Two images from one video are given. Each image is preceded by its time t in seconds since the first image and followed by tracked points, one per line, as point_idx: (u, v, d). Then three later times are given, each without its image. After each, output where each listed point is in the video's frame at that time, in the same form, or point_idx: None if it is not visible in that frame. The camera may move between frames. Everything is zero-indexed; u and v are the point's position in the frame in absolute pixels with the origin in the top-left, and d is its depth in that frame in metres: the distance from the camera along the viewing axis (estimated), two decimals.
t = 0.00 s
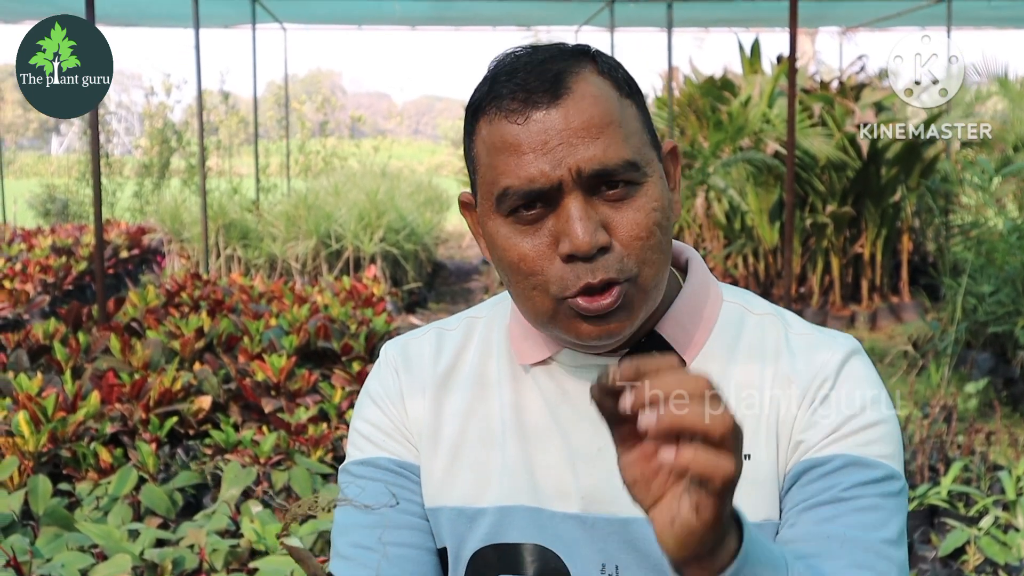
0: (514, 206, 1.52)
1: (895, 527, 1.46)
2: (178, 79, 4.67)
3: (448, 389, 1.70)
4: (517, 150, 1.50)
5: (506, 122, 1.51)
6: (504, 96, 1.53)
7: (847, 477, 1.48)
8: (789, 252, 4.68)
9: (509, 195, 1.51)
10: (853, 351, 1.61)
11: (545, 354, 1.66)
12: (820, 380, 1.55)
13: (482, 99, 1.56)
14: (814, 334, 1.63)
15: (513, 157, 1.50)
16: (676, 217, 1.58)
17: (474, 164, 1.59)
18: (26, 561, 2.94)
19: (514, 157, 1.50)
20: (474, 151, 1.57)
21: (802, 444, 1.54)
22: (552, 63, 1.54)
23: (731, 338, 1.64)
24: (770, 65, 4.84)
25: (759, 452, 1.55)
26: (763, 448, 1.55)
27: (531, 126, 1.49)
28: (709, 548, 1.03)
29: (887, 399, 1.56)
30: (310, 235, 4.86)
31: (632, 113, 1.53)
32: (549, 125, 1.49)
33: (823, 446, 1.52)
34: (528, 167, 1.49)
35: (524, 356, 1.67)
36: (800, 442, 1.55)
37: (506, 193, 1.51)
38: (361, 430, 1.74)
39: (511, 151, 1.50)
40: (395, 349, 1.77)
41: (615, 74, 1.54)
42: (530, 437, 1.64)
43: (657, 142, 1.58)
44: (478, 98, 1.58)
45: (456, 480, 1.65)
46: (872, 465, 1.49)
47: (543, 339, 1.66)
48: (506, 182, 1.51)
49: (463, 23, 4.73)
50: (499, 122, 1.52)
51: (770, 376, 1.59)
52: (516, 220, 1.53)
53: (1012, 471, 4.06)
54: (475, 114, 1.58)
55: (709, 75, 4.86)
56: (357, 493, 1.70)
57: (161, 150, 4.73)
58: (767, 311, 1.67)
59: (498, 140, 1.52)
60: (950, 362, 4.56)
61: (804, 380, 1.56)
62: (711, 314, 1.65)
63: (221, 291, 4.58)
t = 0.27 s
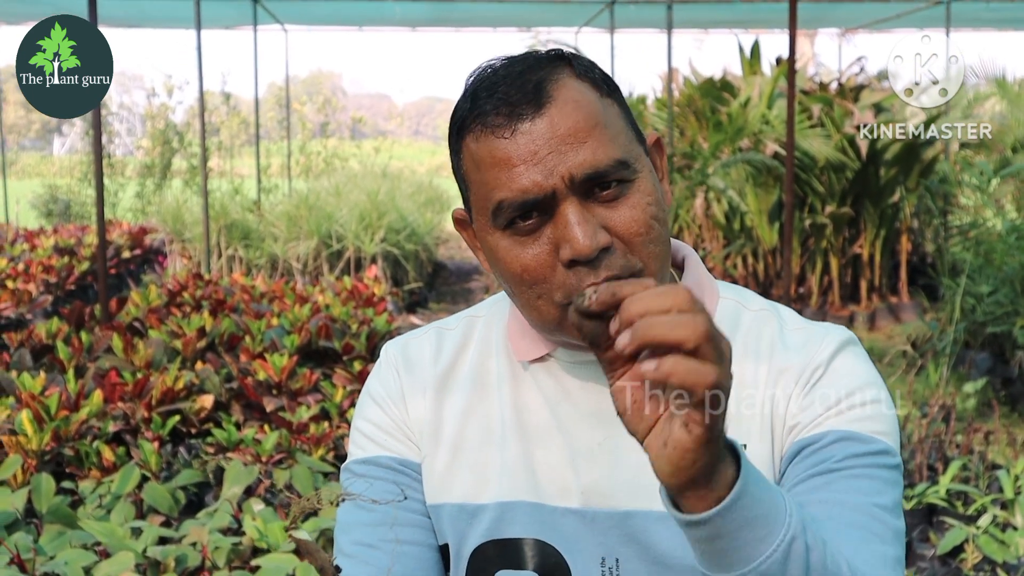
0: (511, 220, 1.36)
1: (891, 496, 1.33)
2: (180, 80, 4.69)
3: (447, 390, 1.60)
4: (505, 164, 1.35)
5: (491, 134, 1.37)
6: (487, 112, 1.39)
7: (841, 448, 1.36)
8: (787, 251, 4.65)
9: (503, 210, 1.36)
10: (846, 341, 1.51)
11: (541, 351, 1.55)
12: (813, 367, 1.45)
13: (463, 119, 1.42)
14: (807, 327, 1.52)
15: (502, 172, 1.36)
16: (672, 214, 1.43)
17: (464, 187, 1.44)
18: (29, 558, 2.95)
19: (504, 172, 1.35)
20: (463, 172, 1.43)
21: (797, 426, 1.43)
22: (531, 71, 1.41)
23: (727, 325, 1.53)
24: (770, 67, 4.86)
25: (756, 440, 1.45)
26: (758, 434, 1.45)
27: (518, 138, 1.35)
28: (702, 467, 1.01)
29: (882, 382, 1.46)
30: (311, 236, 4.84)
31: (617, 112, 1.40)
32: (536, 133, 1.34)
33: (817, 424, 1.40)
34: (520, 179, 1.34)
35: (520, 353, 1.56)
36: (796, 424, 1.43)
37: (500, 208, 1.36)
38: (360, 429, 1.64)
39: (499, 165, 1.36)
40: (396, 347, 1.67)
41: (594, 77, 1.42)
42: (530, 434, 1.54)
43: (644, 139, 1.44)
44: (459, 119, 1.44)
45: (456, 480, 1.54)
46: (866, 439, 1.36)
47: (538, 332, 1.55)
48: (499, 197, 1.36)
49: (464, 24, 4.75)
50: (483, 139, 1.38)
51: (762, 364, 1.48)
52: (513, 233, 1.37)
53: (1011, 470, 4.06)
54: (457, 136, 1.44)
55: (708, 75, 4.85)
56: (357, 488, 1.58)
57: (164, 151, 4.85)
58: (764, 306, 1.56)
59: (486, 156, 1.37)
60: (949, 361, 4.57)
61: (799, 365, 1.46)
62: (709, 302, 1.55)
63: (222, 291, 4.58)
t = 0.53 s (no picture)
0: (500, 188, 1.57)
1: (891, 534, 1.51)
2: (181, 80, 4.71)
3: (446, 390, 1.72)
4: (507, 133, 1.56)
5: (502, 106, 1.56)
6: (505, 82, 1.58)
7: (845, 489, 1.51)
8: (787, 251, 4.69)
9: (496, 177, 1.57)
10: (845, 355, 1.62)
11: (541, 356, 1.67)
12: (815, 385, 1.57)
13: (488, 83, 1.61)
14: (808, 337, 1.64)
15: (503, 141, 1.56)
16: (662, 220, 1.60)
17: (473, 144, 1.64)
18: (33, 558, 2.98)
19: (504, 141, 1.56)
20: (476, 132, 1.63)
21: (799, 450, 1.55)
22: (556, 54, 1.58)
23: (727, 338, 1.66)
24: (769, 68, 4.81)
25: (752, 453, 1.57)
26: (757, 449, 1.57)
27: (523, 113, 1.54)
28: None
29: (879, 402, 1.58)
30: (312, 235, 4.93)
31: (630, 114, 1.56)
32: (541, 113, 1.54)
33: (820, 454, 1.53)
34: (516, 152, 1.54)
35: (519, 357, 1.69)
36: (798, 448, 1.55)
37: (494, 175, 1.57)
38: (360, 433, 1.75)
39: (502, 134, 1.56)
40: (393, 352, 1.79)
41: (620, 74, 1.57)
42: (526, 439, 1.66)
43: (655, 145, 1.61)
44: (487, 82, 1.63)
45: (456, 480, 1.67)
46: (868, 474, 1.51)
47: (539, 343, 1.67)
48: (495, 164, 1.56)
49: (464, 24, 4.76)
50: (497, 107, 1.57)
51: (765, 377, 1.60)
52: (502, 201, 1.58)
53: (1009, 469, 4.08)
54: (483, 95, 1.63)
55: (708, 76, 4.87)
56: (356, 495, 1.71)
57: (164, 151, 4.77)
58: (763, 313, 1.69)
59: (494, 124, 1.57)
60: (947, 361, 4.64)
61: (798, 385, 1.57)
62: (708, 314, 1.67)
63: (224, 292, 4.62)
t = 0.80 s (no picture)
0: (520, 162, 1.50)
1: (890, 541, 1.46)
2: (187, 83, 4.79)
3: (448, 388, 1.65)
4: (538, 110, 1.49)
5: (538, 83, 1.50)
6: (544, 60, 1.52)
7: (842, 494, 1.47)
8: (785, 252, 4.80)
9: (518, 150, 1.50)
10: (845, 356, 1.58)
11: (542, 355, 1.61)
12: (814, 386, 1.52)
13: (528, 59, 1.56)
14: (807, 337, 1.59)
15: (532, 115, 1.50)
16: (676, 228, 1.54)
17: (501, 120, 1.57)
18: (40, 555, 3.01)
19: (533, 116, 1.50)
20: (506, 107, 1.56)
21: (798, 451, 1.50)
22: (600, 43, 1.52)
23: (726, 337, 1.61)
24: (766, 71, 4.98)
25: (753, 453, 1.51)
26: (758, 449, 1.51)
27: (557, 92, 1.49)
28: None
29: (879, 407, 1.53)
30: (316, 236, 4.95)
31: (661, 117, 1.51)
32: (574, 95, 1.48)
33: (818, 456, 1.48)
34: (542, 129, 1.48)
35: (519, 356, 1.62)
36: (796, 449, 1.50)
37: (516, 148, 1.50)
38: (360, 434, 1.67)
39: (532, 110, 1.50)
40: (395, 352, 1.70)
41: (660, 80, 1.52)
42: (527, 437, 1.59)
43: (681, 156, 1.55)
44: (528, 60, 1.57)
45: (456, 479, 1.60)
46: (866, 478, 1.47)
47: (541, 341, 1.61)
48: (519, 138, 1.50)
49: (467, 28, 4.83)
50: (532, 82, 1.51)
51: (765, 375, 1.56)
52: (519, 176, 1.51)
53: (1006, 468, 4.11)
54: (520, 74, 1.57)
55: (706, 79, 4.92)
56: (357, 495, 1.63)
57: (170, 154, 4.89)
58: (761, 313, 1.64)
59: (526, 98, 1.51)
60: (943, 360, 4.70)
61: (798, 384, 1.53)
62: (707, 313, 1.62)
63: (229, 292, 4.69)
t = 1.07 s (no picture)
0: (538, 161, 1.59)
1: (886, 544, 1.53)
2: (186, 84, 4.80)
3: (447, 389, 1.69)
4: (560, 111, 1.58)
5: (563, 84, 1.59)
6: (568, 61, 1.61)
7: (840, 497, 1.53)
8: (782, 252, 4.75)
9: (537, 150, 1.59)
10: (843, 358, 1.64)
11: (541, 356, 1.65)
12: (813, 388, 1.58)
13: (551, 57, 1.64)
14: (806, 337, 1.66)
15: (553, 116, 1.59)
16: (684, 233, 1.64)
17: (520, 114, 1.66)
18: (38, 555, 3.01)
19: (555, 117, 1.58)
20: (526, 102, 1.65)
21: (796, 453, 1.56)
22: (623, 48, 1.61)
23: (724, 338, 1.67)
24: (766, 72, 5.09)
25: (751, 454, 1.57)
26: (757, 451, 1.58)
27: (580, 95, 1.57)
28: None
29: (876, 409, 1.59)
30: (314, 237, 4.97)
31: (678, 127, 1.60)
32: (597, 100, 1.57)
33: (818, 458, 1.55)
34: (563, 130, 1.57)
35: (519, 357, 1.67)
36: (795, 451, 1.56)
37: (536, 147, 1.59)
38: (360, 434, 1.71)
39: (553, 111, 1.59)
40: (394, 352, 1.74)
41: (678, 89, 1.62)
42: (526, 438, 1.63)
43: (693, 164, 1.65)
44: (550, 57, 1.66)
45: (456, 479, 1.64)
46: (864, 481, 1.53)
47: (539, 344, 1.66)
48: (539, 138, 1.59)
49: (464, 29, 4.85)
50: (556, 83, 1.60)
51: (764, 375, 1.62)
52: (536, 175, 1.60)
53: (1002, 467, 4.12)
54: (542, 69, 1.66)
55: (703, 78, 4.94)
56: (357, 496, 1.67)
57: (168, 154, 4.84)
58: (759, 314, 1.70)
59: (548, 97, 1.60)
60: (941, 360, 4.78)
61: (797, 386, 1.59)
62: (705, 313, 1.69)
63: (227, 292, 4.69)
